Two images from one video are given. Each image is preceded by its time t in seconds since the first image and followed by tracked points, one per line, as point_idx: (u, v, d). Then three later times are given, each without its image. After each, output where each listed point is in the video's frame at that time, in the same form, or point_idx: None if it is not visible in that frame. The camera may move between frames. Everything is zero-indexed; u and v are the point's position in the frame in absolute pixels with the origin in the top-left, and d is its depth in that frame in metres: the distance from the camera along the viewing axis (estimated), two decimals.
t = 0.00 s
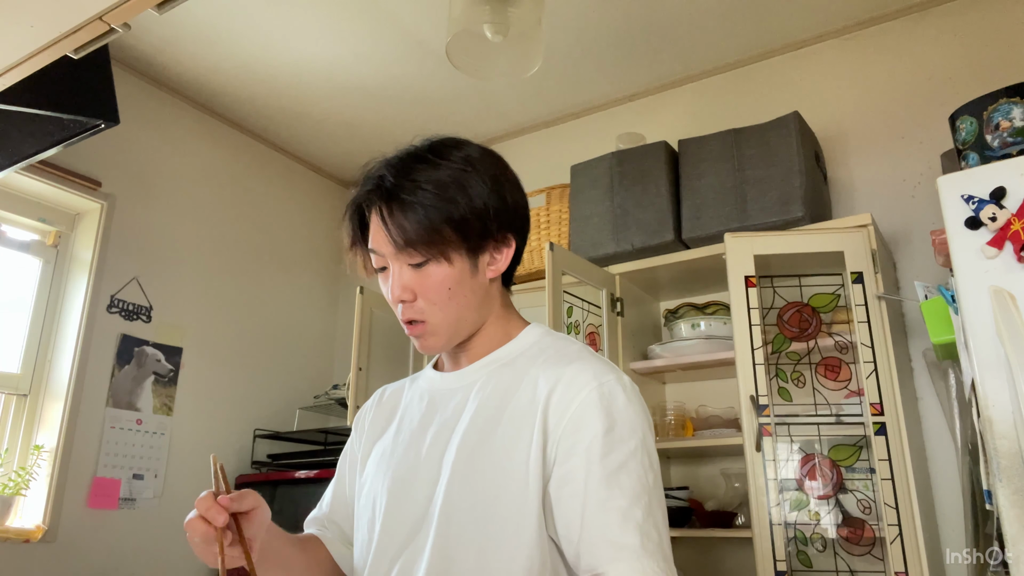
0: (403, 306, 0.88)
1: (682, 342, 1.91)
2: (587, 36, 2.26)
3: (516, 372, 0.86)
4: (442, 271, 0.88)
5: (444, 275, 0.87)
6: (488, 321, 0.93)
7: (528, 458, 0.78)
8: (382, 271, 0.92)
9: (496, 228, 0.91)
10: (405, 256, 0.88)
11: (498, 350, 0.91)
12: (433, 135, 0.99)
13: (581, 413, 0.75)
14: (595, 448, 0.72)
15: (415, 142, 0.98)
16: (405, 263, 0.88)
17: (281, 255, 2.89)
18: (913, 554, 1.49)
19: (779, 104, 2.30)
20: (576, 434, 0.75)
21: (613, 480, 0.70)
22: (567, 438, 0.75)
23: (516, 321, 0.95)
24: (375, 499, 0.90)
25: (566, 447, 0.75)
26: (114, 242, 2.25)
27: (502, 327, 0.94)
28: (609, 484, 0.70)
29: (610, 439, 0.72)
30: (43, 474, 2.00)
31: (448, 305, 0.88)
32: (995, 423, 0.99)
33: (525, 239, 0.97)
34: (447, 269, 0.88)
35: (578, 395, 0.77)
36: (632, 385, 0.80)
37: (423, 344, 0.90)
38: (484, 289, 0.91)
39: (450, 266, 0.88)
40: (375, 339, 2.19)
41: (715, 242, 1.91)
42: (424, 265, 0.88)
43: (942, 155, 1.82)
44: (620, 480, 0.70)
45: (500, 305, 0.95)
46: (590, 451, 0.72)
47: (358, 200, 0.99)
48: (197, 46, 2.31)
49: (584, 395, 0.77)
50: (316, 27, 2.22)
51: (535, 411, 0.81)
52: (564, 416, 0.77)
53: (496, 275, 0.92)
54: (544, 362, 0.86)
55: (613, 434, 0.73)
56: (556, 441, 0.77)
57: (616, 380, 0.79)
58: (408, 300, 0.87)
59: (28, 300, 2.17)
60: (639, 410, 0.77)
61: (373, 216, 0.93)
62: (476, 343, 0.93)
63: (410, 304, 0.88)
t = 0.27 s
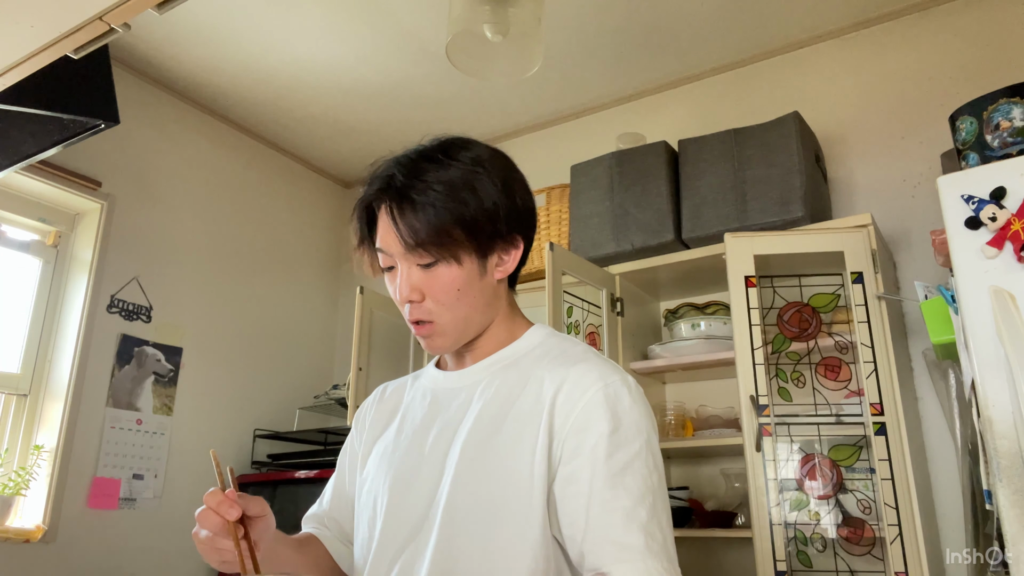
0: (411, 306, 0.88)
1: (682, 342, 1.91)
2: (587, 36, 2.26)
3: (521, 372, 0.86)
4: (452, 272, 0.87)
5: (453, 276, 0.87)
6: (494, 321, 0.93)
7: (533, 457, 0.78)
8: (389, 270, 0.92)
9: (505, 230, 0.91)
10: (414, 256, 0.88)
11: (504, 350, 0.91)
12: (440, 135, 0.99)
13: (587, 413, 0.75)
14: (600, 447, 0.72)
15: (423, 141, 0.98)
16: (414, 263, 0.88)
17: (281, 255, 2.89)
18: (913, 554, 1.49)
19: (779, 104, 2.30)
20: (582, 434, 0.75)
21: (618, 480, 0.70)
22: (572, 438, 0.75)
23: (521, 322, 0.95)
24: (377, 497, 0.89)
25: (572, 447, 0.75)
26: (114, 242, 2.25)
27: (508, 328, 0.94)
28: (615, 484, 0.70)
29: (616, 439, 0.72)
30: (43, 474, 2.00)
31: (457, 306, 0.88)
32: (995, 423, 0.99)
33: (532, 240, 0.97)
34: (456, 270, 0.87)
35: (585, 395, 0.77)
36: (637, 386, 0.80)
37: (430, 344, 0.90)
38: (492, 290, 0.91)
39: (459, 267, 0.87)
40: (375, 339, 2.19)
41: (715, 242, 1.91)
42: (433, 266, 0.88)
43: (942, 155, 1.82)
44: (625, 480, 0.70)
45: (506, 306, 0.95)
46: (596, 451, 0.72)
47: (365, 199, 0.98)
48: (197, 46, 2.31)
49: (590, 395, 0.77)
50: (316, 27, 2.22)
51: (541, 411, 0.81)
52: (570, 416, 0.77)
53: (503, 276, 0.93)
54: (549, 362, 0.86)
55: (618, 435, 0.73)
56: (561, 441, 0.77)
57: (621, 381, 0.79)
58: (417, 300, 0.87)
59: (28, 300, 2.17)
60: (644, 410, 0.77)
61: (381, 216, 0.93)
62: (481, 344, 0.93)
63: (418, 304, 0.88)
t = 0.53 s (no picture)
0: (417, 303, 0.88)
1: (682, 342, 1.91)
2: (587, 36, 2.26)
3: (523, 372, 0.86)
4: (459, 270, 0.87)
5: (461, 275, 0.87)
6: (499, 321, 0.93)
7: (536, 457, 0.78)
8: (396, 267, 0.92)
9: (513, 229, 0.91)
10: (422, 253, 0.88)
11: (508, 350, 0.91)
12: (448, 133, 0.99)
13: (589, 413, 0.75)
14: (602, 447, 0.72)
15: (431, 139, 0.98)
16: (421, 260, 0.88)
17: (281, 255, 2.89)
18: (913, 554, 1.49)
19: (779, 104, 2.30)
20: (584, 434, 0.75)
21: (620, 480, 0.70)
22: (574, 437, 0.75)
23: (524, 323, 0.95)
24: (378, 496, 0.89)
25: (573, 446, 0.75)
26: (114, 242, 2.25)
27: (512, 328, 0.94)
28: (617, 484, 0.70)
29: (618, 439, 0.72)
30: (43, 474, 2.00)
31: (463, 305, 0.88)
32: (995, 423, 0.99)
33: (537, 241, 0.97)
34: (464, 268, 0.87)
35: (587, 395, 0.77)
36: (639, 387, 0.80)
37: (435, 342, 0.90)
38: (498, 289, 0.91)
39: (467, 265, 0.88)
40: (375, 339, 2.19)
41: (715, 242, 1.91)
42: (441, 263, 0.87)
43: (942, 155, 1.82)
44: (627, 481, 0.70)
45: (511, 305, 0.95)
46: (598, 451, 0.72)
47: (373, 196, 0.98)
48: (196, 46, 2.31)
49: (592, 395, 0.77)
50: (316, 27, 2.22)
51: (543, 411, 0.81)
52: (572, 415, 0.77)
53: (509, 276, 0.93)
54: (551, 363, 0.86)
55: (621, 435, 0.73)
56: (563, 441, 0.77)
57: (624, 381, 0.79)
58: (423, 298, 0.87)
59: (28, 300, 2.17)
60: (646, 411, 0.77)
61: (389, 212, 0.93)
62: (485, 344, 0.93)
63: (424, 302, 0.87)
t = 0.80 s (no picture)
0: (420, 297, 0.88)
1: (682, 342, 1.91)
2: (587, 36, 2.26)
3: (525, 372, 0.86)
4: (464, 265, 0.87)
5: (465, 270, 0.87)
6: (501, 319, 0.93)
7: (536, 457, 0.78)
8: (400, 262, 0.92)
9: (519, 228, 0.92)
10: (428, 247, 0.88)
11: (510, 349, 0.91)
12: (456, 131, 0.99)
13: (590, 414, 0.75)
14: (603, 448, 0.72)
15: (439, 136, 0.98)
16: (426, 255, 0.88)
17: (281, 255, 2.89)
18: (913, 554, 1.49)
19: (779, 104, 2.30)
20: (585, 435, 0.75)
21: (620, 481, 0.70)
22: (575, 438, 0.75)
23: (526, 324, 0.95)
24: (379, 496, 0.89)
25: (574, 447, 0.75)
26: (114, 242, 2.25)
27: (514, 328, 0.94)
28: (617, 485, 0.70)
29: (618, 440, 0.72)
30: (43, 474, 2.00)
31: (465, 300, 0.88)
32: (995, 423, 0.99)
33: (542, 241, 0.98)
34: (469, 263, 0.87)
35: (588, 396, 0.77)
36: (640, 388, 0.80)
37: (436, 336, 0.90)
38: (501, 287, 0.91)
39: (471, 261, 0.88)
40: (375, 338, 2.19)
41: (715, 242, 1.91)
42: (446, 259, 0.88)
43: (942, 155, 1.82)
44: (627, 482, 0.70)
45: (514, 305, 0.95)
46: (598, 451, 0.72)
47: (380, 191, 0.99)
48: (196, 46, 2.31)
49: (593, 395, 0.77)
50: (316, 27, 2.22)
51: (544, 411, 0.81)
52: (573, 416, 0.77)
53: (513, 274, 0.93)
54: (552, 363, 0.86)
55: (621, 436, 0.73)
56: (564, 441, 0.77)
57: (625, 382, 0.79)
58: (427, 292, 0.87)
59: (28, 300, 2.17)
60: (647, 412, 0.77)
61: (396, 207, 0.93)
62: (486, 342, 0.93)
63: (428, 296, 0.87)
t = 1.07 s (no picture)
0: (438, 271, 0.88)
1: (682, 342, 1.91)
2: (587, 36, 2.26)
3: (522, 370, 0.86)
4: (483, 242, 0.89)
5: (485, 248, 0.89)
6: (507, 309, 0.94)
7: (534, 456, 0.78)
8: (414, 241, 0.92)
9: (532, 217, 0.95)
10: (450, 221, 0.90)
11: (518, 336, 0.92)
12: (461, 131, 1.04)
13: (587, 412, 0.75)
14: (600, 447, 0.72)
15: (446, 133, 1.03)
16: (446, 231, 0.90)
17: (281, 255, 2.89)
18: (913, 554, 1.49)
19: (779, 104, 2.30)
20: (582, 434, 0.75)
21: (618, 479, 0.70)
22: (573, 437, 0.75)
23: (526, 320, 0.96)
24: (377, 496, 0.89)
25: (572, 446, 0.75)
26: (114, 242, 2.25)
27: (517, 321, 0.95)
28: (614, 484, 0.70)
29: (616, 439, 0.72)
30: (43, 474, 2.00)
31: (483, 276, 0.88)
32: (995, 423, 0.99)
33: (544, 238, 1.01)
34: (488, 241, 0.89)
35: (585, 394, 0.77)
36: (637, 385, 0.80)
37: (446, 318, 0.89)
38: (513, 273, 0.93)
39: (493, 238, 0.90)
40: (375, 339, 2.19)
41: (715, 242, 1.91)
42: (466, 236, 0.89)
43: (942, 155, 1.82)
44: (624, 481, 0.70)
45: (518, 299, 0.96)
46: (596, 450, 0.72)
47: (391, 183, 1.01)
48: (196, 46, 2.31)
49: (590, 394, 0.77)
50: (316, 28, 2.22)
51: (541, 410, 0.81)
52: (570, 415, 0.77)
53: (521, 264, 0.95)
54: (549, 362, 0.86)
55: (618, 434, 0.73)
56: (562, 440, 0.77)
57: (622, 379, 0.79)
58: (445, 266, 0.88)
59: (28, 300, 2.17)
60: (644, 410, 0.77)
61: (413, 190, 0.95)
62: (491, 331, 0.93)
63: (445, 271, 0.88)
